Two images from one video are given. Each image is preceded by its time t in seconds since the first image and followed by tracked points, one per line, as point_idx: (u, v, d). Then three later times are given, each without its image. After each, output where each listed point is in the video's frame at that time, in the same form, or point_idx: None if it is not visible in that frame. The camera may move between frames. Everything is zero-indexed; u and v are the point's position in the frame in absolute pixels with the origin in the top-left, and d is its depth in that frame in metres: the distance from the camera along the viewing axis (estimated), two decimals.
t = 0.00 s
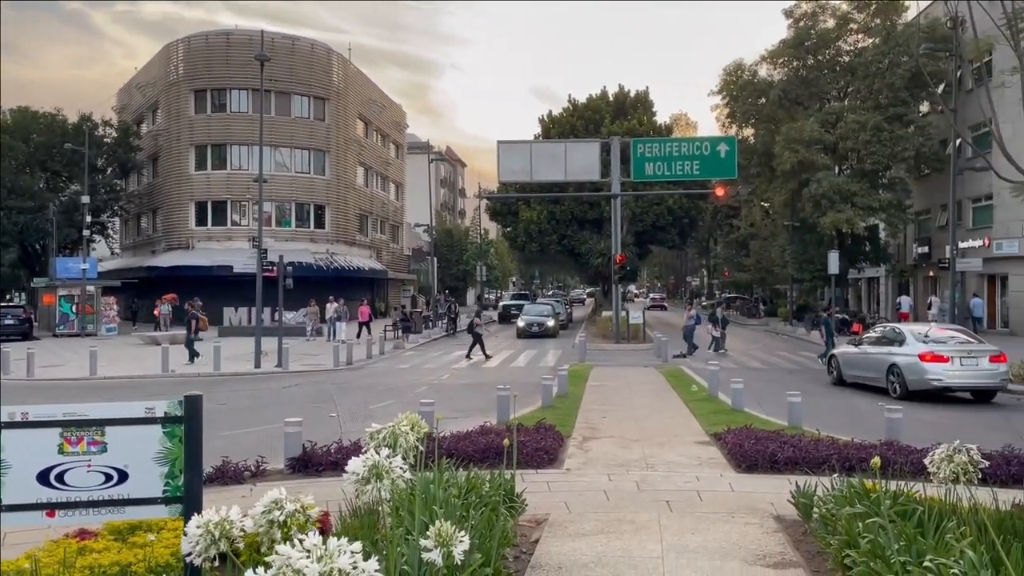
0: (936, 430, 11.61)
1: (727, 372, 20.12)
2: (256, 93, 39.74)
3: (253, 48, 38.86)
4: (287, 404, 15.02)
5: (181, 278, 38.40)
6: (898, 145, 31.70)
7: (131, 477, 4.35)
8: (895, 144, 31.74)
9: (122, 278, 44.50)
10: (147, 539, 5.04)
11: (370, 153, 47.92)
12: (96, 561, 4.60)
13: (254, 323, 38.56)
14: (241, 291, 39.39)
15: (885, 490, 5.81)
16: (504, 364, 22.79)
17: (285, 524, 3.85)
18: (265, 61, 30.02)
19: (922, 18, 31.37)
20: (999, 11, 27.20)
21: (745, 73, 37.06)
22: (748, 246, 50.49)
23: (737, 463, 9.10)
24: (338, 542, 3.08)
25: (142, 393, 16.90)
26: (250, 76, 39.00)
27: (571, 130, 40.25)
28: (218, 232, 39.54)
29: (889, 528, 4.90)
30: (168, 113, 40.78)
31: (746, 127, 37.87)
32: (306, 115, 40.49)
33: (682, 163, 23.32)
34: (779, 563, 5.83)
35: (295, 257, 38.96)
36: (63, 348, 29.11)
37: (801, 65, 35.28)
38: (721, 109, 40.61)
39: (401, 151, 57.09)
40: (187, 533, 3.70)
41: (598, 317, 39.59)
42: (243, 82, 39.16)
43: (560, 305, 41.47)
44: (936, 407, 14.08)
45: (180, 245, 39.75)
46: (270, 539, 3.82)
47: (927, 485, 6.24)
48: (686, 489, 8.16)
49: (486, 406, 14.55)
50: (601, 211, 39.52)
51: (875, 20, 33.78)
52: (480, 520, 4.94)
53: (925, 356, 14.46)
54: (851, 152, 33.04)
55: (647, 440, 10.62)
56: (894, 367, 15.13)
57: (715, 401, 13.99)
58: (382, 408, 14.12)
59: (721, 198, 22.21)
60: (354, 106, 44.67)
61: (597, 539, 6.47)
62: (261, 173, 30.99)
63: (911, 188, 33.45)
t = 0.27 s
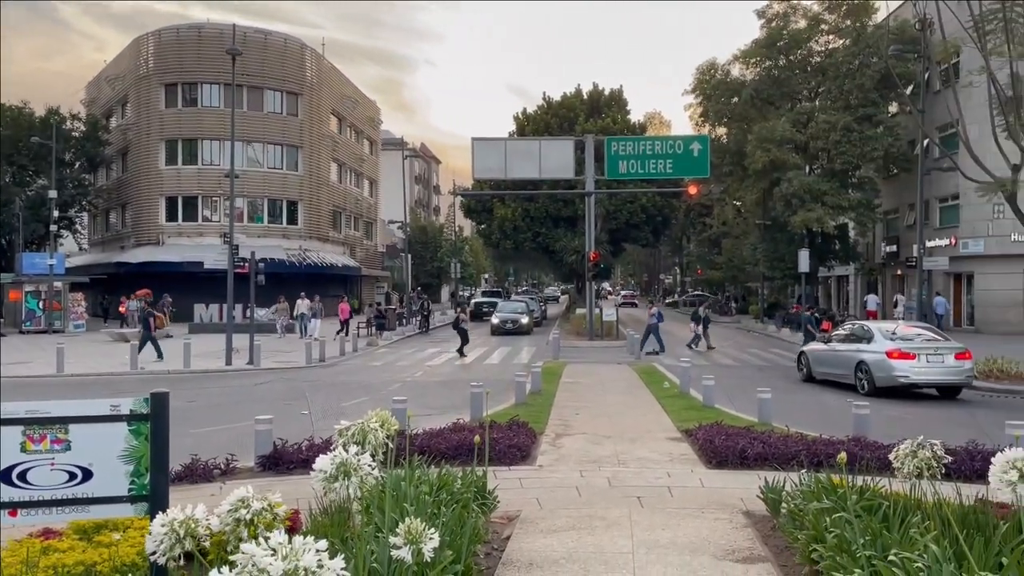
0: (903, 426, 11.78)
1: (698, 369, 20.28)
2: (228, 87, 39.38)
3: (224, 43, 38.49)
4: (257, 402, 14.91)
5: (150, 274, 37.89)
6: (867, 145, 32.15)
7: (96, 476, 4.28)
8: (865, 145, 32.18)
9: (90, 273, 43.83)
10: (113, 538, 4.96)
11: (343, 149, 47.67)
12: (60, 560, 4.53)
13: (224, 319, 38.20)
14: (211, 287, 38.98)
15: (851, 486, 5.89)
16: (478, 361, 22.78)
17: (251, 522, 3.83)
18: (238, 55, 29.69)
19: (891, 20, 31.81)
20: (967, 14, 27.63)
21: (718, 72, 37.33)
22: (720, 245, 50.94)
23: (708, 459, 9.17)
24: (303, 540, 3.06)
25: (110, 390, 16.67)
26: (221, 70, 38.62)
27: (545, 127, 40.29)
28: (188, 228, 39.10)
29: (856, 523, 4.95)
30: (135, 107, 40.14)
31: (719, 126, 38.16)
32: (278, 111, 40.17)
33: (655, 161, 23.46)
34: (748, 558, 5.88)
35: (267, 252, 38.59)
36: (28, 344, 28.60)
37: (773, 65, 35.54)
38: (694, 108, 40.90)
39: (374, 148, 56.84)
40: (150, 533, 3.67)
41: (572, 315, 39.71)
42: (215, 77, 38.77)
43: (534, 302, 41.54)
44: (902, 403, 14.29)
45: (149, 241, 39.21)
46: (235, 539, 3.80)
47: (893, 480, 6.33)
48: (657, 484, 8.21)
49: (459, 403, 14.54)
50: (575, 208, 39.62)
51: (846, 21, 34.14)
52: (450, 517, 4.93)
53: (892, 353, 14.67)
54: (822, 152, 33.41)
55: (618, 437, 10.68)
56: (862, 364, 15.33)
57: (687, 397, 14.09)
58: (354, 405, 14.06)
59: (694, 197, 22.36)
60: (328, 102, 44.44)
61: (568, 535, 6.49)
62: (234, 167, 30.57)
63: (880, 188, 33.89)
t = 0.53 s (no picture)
0: (872, 423, 11.91)
1: (672, 366, 20.40)
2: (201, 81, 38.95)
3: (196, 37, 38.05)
4: (230, 399, 14.78)
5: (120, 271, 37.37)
6: (840, 145, 32.52)
7: (61, 475, 4.16)
8: (837, 145, 32.54)
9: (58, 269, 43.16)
10: (80, 537, 4.86)
11: (318, 146, 47.37)
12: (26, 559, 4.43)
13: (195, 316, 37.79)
14: (183, 283, 38.55)
15: (821, 482, 5.95)
16: (453, 359, 22.74)
17: (219, 521, 3.83)
18: (211, 49, 29.35)
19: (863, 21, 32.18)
20: (936, 16, 28.01)
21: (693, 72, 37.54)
22: (694, 243, 51.27)
23: (680, 456, 9.23)
24: (272, 539, 3.04)
25: (79, 388, 16.43)
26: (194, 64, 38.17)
27: (521, 125, 40.28)
28: (160, 223, 38.66)
29: (824, 518, 5.01)
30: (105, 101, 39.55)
31: (693, 125, 38.39)
32: (252, 106, 39.82)
33: (631, 160, 23.52)
34: (718, 553, 5.93)
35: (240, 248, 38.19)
36: None
37: (747, 65, 35.79)
38: (669, 107, 41.09)
39: (349, 144, 56.54)
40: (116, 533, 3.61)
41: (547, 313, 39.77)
42: (187, 71, 38.31)
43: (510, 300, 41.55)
44: (872, 401, 14.47)
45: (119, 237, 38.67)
46: (202, 536, 3.79)
47: (861, 477, 6.40)
48: (630, 481, 8.25)
49: (433, 400, 14.50)
50: (551, 206, 39.67)
51: (818, 22, 34.45)
52: (423, 515, 4.92)
53: (862, 351, 14.83)
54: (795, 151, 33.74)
55: (592, 434, 10.71)
56: (833, 362, 15.49)
57: (661, 394, 14.17)
58: (328, 403, 13.98)
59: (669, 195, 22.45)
60: (302, 97, 44.14)
61: (541, 532, 6.50)
62: (206, 163, 30.03)
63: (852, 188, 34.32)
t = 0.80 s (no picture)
0: (844, 420, 12.03)
1: (647, 364, 20.50)
2: (175, 76, 38.51)
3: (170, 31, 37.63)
4: (204, 397, 14.64)
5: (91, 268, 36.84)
6: (814, 145, 32.82)
7: (28, 473, 4.07)
8: (811, 145, 32.83)
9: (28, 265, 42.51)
10: (46, 537, 4.77)
11: (293, 142, 47.07)
12: None
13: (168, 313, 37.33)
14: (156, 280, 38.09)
15: (794, 479, 5.99)
16: (429, 357, 22.68)
17: (188, 520, 3.80)
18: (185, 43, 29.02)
19: (838, 23, 32.49)
20: (909, 18, 28.32)
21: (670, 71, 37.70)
22: (670, 242, 51.55)
23: (655, 454, 9.26)
24: (235, 538, 3.02)
25: (48, 386, 16.20)
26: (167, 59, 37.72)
27: (499, 123, 40.24)
28: (132, 220, 38.18)
29: (796, 515, 5.04)
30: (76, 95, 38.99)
31: (670, 124, 38.56)
32: (226, 101, 39.45)
33: (608, 158, 23.57)
34: (692, 551, 5.96)
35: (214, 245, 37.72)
36: None
37: (723, 65, 35.96)
38: (646, 106, 41.25)
39: (326, 140, 56.22)
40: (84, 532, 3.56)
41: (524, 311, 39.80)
42: (161, 65, 37.86)
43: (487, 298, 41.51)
44: (845, 399, 14.61)
45: (90, 233, 38.13)
46: (171, 535, 3.76)
47: (833, 474, 6.47)
48: (605, 479, 8.27)
49: (409, 399, 14.46)
50: (528, 204, 39.68)
51: (793, 23, 34.72)
52: (397, 513, 4.90)
53: (835, 349, 14.98)
54: (770, 151, 34.02)
55: (568, 432, 10.73)
56: (806, 360, 15.64)
57: (636, 392, 14.24)
58: (302, 401, 13.89)
59: (645, 194, 22.52)
60: (278, 93, 43.85)
61: (516, 530, 6.50)
62: (179, 158, 29.57)
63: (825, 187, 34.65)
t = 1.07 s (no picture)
0: (818, 419, 12.14)
1: (625, 363, 20.57)
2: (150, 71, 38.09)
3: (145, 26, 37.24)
4: (178, 396, 14.50)
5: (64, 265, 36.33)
6: (790, 145, 33.03)
7: None
8: (787, 145, 33.06)
9: None
10: (14, 538, 4.70)
11: (270, 139, 46.77)
12: None
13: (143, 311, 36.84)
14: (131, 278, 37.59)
15: (767, 476, 6.04)
16: (407, 355, 22.62)
17: (159, 520, 3.76)
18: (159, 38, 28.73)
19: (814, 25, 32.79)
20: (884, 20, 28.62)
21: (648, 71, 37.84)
22: (648, 241, 51.74)
23: (632, 452, 9.30)
24: (205, 538, 2.99)
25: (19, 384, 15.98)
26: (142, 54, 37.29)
27: (477, 121, 40.21)
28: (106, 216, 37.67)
29: (770, 512, 5.09)
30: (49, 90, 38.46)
31: (648, 124, 38.72)
32: (202, 97, 39.10)
33: (586, 157, 23.61)
34: (667, 548, 5.99)
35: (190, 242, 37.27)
36: None
37: (701, 65, 36.16)
38: (625, 106, 41.37)
39: (303, 137, 55.89)
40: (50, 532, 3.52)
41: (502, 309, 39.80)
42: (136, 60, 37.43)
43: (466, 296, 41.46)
44: (819, 397, 14.75)
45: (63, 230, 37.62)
46: (142, 535, 3.72)
47: (806, 471, 6.52)
48: (582, 477, 8.29)
49: (386, 397, 14.41)
50: (507, 202, 39.70)
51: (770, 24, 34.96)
52: (372, 512, 4.88)
53: (810, 348, 15.11)
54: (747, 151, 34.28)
55: (545, 430, 10.74)
56: (781, 359, 15.77)
57: (614, 391, 14.28)
58: (278, 400, 13.79)
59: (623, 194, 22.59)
60: (255, 90, 43.54)
61: (493, 528, 6.49)
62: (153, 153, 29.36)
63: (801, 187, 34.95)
